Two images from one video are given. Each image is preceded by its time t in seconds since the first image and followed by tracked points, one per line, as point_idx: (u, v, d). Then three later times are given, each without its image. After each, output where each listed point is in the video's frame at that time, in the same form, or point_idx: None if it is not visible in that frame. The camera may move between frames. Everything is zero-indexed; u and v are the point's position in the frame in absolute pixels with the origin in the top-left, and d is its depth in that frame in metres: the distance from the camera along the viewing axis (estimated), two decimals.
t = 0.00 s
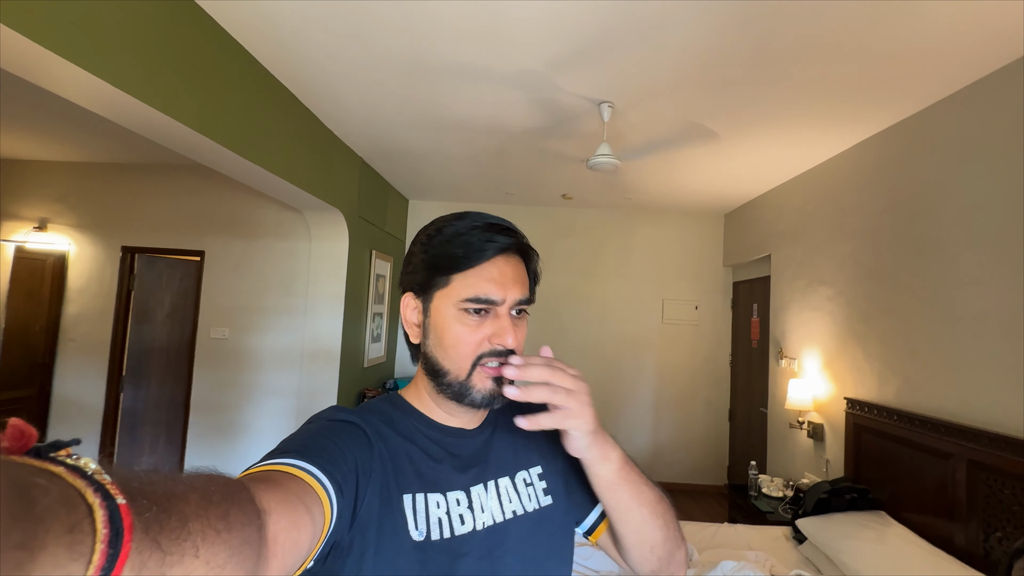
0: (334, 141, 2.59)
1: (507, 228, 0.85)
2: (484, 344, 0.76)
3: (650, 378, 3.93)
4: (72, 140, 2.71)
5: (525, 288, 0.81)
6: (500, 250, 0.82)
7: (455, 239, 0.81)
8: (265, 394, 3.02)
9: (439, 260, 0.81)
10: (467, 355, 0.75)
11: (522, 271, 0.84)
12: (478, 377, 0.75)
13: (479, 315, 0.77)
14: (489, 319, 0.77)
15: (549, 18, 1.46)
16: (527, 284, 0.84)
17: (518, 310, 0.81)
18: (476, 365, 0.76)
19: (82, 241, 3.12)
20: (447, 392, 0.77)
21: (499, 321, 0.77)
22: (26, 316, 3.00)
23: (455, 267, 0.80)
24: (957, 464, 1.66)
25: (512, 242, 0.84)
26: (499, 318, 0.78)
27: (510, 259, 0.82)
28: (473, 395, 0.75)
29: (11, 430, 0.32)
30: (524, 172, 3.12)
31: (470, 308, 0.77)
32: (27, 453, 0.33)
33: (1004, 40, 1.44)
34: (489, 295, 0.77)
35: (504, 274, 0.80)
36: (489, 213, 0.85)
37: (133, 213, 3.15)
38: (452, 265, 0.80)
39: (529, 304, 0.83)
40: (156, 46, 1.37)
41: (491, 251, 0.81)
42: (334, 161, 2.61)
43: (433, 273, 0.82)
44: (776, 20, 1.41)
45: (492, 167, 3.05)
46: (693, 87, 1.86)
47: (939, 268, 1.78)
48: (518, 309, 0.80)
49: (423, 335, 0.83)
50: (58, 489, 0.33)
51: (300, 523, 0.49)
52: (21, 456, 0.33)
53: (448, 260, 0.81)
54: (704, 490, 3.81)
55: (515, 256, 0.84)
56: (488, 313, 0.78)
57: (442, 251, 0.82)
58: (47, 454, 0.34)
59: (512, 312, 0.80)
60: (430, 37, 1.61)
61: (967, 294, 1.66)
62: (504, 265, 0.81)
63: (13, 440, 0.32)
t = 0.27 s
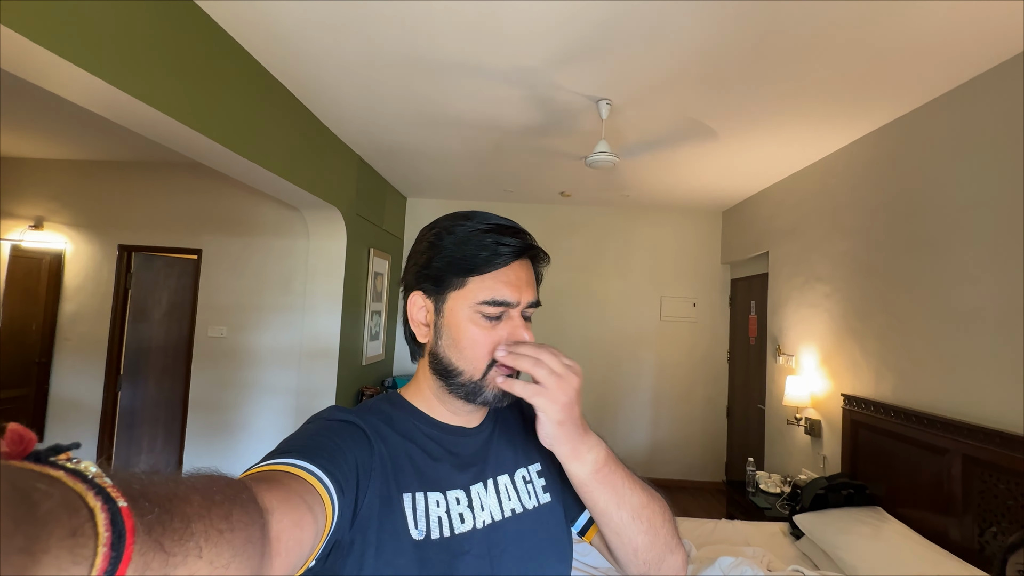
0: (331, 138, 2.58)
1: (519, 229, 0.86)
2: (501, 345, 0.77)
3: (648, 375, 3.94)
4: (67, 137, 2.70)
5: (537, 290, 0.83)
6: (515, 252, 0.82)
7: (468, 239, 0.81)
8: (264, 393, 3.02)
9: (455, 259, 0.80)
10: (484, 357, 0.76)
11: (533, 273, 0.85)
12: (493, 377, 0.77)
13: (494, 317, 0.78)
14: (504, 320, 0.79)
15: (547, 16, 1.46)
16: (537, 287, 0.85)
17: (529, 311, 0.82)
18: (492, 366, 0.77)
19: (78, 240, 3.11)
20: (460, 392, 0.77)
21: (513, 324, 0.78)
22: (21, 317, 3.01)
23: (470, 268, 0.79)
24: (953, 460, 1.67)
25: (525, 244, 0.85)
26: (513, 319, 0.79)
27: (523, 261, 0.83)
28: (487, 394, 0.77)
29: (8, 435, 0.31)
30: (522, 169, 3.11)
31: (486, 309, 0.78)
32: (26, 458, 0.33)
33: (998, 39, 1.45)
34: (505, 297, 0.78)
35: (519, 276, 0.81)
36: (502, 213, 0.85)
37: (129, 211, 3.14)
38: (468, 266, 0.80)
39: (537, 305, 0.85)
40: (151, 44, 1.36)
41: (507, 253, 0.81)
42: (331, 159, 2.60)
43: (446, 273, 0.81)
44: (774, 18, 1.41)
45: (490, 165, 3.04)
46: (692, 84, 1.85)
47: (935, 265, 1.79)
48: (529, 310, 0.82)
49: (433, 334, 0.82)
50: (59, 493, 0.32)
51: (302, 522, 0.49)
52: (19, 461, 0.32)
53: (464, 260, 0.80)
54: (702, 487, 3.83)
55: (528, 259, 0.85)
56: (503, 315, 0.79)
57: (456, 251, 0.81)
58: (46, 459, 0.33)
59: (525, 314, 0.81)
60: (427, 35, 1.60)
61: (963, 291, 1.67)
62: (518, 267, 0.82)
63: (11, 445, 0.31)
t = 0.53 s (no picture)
0: (328, 136, 2.57)
1: (498, 226, 0.84)
2: (470, 346, 0.78)
3: (645, 372, 3.96)
4: (62, 135, 2.68)
5: (514, 289, 0.81)
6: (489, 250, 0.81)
7: (441, 239, 0.81)
8: (262, 392, 3.01)
9: (428, 260, 0.82)
10: (453, 358, 0.77)
11: (513, 271, 0.83)
12: (465, 379, 0.77)
13: (465, 318, 0.79)
14: (474, 321, 0.79)
15: (544, 13, 1.46)
16: (518, 285, 0.83)
17: (507, 311, 0.81)
18: (463, 367, 0.77)
19: (74, 238, 3.09)
20: (437, 392, 0.79)
21: (484, 324, 0.78)
22: (16, 315, 3.03)
23: (441, 268, 0.80)
24: (948, 456, 1.68)
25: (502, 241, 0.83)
26: (484, 320, 0.79)
27: (500, 259, 0.82)
28: (460, 395, 0.77)
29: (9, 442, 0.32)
30: (519, 167, 3.11)
31: (455, 311, 0.79)
32: (28, 463, 0.34)
33: (994, 37, 1.46)
34: (475, 298, 0.78)
35: (492, 275, 0.80)
36: (480, 210, 0.84)
37: (125, 210, 3.12)
38: (440, 267, 0.81)
39: (520, 304, 0.83)
40: (148, 43, 1.36)
41: (479, 252, 0.80)
42: (328, 157, 2.59)
43: (422, 273, 0.83)
44: (771, 16, 1.41)
45: (488, 162, 3.03)
46: (690, 82, 1.86)
47: (931, 263, 1.80)
48: (505, 310, 0.81)
49: (414, 334, 0.85)
50: (59, 502, 0.33)
51: (307, 521, 0.49)
52: (22, 467, 0.33)
53: (436, 261, 0.81)
54: (699, 483, 3.85)
55: (506, 257, 0.83)
56: (473, 316, 0.79)
57: (429, 252, 0.82)
58: (48, 463, 0.34)
59: (500, 314, 0.80)
60: (424, 33, 1.60)
61: (958, 288, 1.68)
62: (491, 266, 0.81)
63: (13, 452, 0.32)
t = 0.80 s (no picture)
0: (325, 135, 2.56)
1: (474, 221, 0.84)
2: (448, 344, 0.78)
3: (643, 371, 3.97)
4: (57, 134, 2.66)
5: (491, 283, 0.80)
6: (463, 245, 0.81)
7: (419, 238, 0.82)
8: (259, 392, 3.01)
9: (407, 260, 0.83)
10: (433, 356, 0.78)
11: (491, 265, 0.82)
12: (447, 377, 0.78)
13: (443, 315, 0.79)
14: (450, 318, 0.79)
15: (543, 12, 1.46)
16: (498, 279, 0.82)
17: (486, 307, 0.80)
18: (443, 366, 0.78)
19: (69, 238, 3.07)
20: (425, 391, 0.80)
21: (461, 321, 0.78)
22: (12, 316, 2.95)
23: (418, 267, 0.81)
24: (943, 453, 1.70)
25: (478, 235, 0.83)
26: (461, 316, 0.79)
27: (475, 254, 0.81)
28: (444, 394, 0.78)
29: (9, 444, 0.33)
30: (517, 166, 3.11)
31: (432, 308, 0.79)
32: (27, 466, 0.34)
33: (989, 38, 1.47)
34: (449, 295, 0.78)
35: (466, 270, 0.80)
36: (457, 206, 0.84)
37: (121, 209, 3.11)
38: (418, 266, 0.82)
39: (502, 299, 0.82)
40: (145, 42, 1.35)
41: (453, 247, 0.81)
42: (326, 156, 2.58)
43: (404, 273, 0.84)
44: (770, 16, 1.42)
45: (485, 162, 3.03)
46: (687, 82, 1.86)
47: (926, 261, 1.81)
48: (482, 306, 0.80)
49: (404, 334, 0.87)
50: (57, 505, 0.33)
51: (306, 523, 0.49)
52: (20, 469, 0.34)
53: (415, 261, 0.82)
54: (696, 481, 3.87)
55: (482, 251, 0.82)
56: (450, 313, 0.79)
57: (408, 251, 0.83)
58: (47, 466, 0.35)
59: (478, 310, 0.80)
60: (423, 32, 1.60)
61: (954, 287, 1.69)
62: (466, 261, 0.80)
63: (12, 454, 0.32)
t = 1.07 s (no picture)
0: (323, 134, 2.56)
1: (457, 210, 0.85)
2: (447, 336, 0.78)
3: (641, 371, 3.97)
4: (52, 133, 2.65)
5: (481, 269, 0.81)
6: (449, 234, 0.83)
7: (403, 234, 0.83)
8: (257, 391, 3.00)
9: (395, 259, 0.84)
10: (434, 351, 0.78)
11: (479, 252, 0.84)
12: (452, 371, 0.77)
13: (438, 307, 0.79)
14: (446, 309, 0.79)
15: (542, 11, 1.46)
16: (488, 264, 0.83)
17: (480, 293, 0.81)
18: (446, 359, 0.78)
19: (65, 238, 3.05)
20: (430, 391, 0.80)
21: (457, 310, 0.79)
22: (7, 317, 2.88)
23: (407, 263, 0.82)
24: (939, 451, 1.71)
25: (462, 224, 0.84)
26: (456, 306, 0.79)
27: (461, 242, 0.83)
28: (450, 389, 0.77)
29: (12, 435, 0.33)
30: (514, 166, 3.11)
31: (426, 302, 0.79)
32: (28, 458, 0.34)
33: (985, 38, 1.47)
34: (441, 286, 0.79)
35: (455, 259, 0.81)
36: (437, 200, 0.86)
37: (117, 208, 3.09)
38: (407, 263, 0.82)
39: (495, 284, 0.83)
40: (142, 40, 1.34)
41: (439, 238, 0.82)
42: (323, 156, 2.58)
43: (393, 273, 0.85)
44: (767, 15, 1.42)
45: (483, 161, 3.03)
46: (684, 81, 1.86)
47: (922, 260, 1.82)
48: (476, 293, 0.81)
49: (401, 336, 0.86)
50: (58, 497, 0.33)
51: (307, 522, 0.49)
52: (22, 461, 0.34)
53: (402, 258, 0.83)
54: (694, 480, 3.88)
55: (469, 238, 0.84)
56: (445, 304, 0.80)
57: (394, 250, 0.84)
58: (48, 458, 0.35)
59: (473, 297, 0.81)
60: (420, 31, 1.60)
61: (949, 286, 1.70)
62: (454, 250, 0.82)
63: (13, 446, 0.33)
